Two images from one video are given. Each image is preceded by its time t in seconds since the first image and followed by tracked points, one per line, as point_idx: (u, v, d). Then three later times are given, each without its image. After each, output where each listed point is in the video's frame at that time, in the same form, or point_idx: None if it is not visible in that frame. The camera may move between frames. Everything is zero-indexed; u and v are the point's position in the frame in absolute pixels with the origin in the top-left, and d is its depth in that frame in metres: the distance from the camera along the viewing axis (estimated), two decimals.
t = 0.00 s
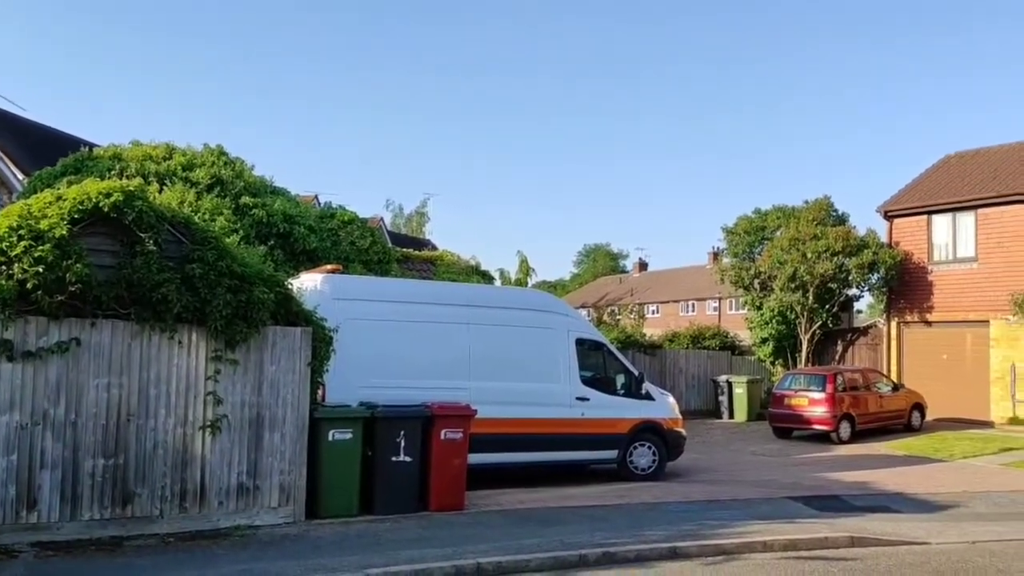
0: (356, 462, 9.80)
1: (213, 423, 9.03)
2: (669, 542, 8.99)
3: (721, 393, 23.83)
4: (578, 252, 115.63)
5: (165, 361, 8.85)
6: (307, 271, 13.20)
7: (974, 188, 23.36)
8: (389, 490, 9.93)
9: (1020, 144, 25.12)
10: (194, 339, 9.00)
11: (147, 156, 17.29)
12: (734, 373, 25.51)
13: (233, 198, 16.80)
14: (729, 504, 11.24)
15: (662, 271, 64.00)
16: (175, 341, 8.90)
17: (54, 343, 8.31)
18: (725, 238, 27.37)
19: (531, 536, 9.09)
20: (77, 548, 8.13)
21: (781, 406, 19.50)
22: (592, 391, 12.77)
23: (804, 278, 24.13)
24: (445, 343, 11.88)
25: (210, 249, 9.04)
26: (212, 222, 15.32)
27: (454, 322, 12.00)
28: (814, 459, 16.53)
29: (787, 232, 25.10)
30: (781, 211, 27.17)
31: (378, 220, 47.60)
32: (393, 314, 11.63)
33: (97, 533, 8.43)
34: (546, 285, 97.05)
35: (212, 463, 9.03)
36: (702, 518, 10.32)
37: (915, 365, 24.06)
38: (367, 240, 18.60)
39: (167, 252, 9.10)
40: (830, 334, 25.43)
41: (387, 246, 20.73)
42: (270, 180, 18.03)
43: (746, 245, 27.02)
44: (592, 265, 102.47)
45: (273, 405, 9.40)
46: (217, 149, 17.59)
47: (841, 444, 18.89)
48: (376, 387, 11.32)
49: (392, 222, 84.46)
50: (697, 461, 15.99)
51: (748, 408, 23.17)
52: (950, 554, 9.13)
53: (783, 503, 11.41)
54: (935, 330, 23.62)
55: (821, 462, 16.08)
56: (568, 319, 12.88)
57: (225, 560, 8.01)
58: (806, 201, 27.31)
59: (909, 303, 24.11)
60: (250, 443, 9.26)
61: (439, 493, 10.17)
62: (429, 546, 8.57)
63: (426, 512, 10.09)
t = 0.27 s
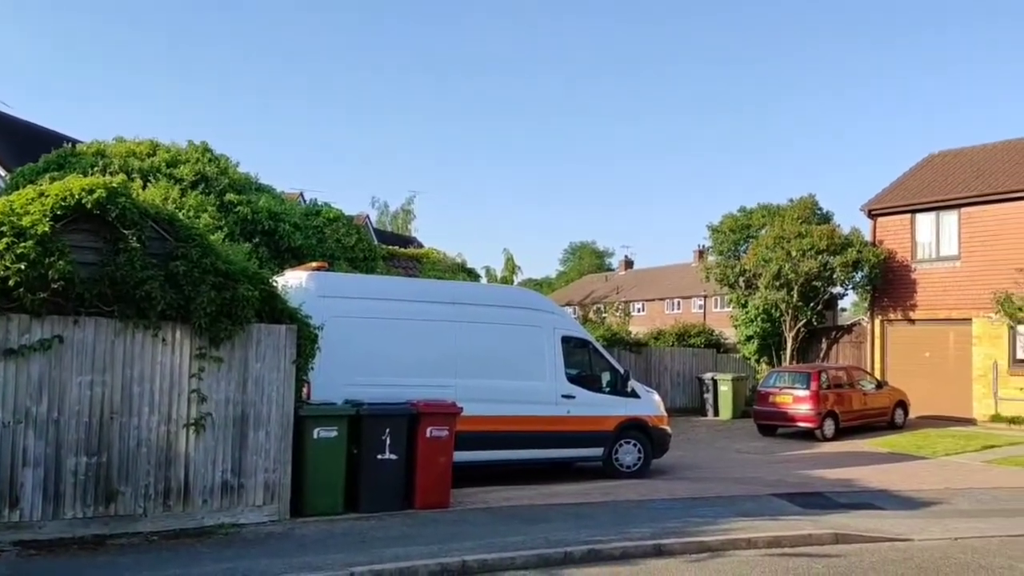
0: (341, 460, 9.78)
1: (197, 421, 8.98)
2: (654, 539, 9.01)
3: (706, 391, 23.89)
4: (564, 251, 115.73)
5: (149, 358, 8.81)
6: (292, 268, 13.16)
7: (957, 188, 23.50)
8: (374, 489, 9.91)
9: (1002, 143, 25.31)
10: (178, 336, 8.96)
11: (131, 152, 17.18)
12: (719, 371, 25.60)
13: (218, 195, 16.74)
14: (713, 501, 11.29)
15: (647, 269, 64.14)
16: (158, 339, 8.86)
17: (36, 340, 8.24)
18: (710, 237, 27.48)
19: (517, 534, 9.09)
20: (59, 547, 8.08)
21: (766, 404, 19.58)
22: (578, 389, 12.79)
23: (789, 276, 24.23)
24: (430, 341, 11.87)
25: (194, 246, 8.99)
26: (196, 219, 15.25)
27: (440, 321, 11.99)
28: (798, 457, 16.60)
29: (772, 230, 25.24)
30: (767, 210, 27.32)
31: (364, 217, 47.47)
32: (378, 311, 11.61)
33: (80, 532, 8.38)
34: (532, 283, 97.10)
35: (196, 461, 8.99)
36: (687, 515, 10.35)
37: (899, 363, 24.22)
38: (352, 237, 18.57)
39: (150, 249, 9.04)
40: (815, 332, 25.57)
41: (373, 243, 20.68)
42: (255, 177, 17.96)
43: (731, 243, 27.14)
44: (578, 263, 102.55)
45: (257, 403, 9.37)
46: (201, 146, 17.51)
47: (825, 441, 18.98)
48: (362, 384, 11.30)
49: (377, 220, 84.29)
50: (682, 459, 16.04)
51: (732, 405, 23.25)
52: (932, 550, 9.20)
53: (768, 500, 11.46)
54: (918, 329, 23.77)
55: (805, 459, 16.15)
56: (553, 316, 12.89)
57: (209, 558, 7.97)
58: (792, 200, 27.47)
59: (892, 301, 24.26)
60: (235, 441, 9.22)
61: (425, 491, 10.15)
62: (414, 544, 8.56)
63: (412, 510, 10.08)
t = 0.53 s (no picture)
0: (326, 458, 9.75)
1: (181, 419, 8.93)
2: (639, 536, 9.03)
3: (691, 389, 23.96)
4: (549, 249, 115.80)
5: (132, 356, 8.75)
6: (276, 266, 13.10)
7: (940, 187, 23.64)
8: (359, 487, 9.89)
9: (985, 143, 25.49)
10: (161, 334, 8.90)
11: (113, 148, 17.05)
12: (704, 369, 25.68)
13: (202, 191, 16.65)
14: (698, 499, 11.32)
15: (633, 267, 64.27)
16: (141, 336, 8.80)
17: (17, 338, 8.17)
18: (695, 234, 27.39)
19: (502, 532, 9.09)
20: (41, 546, 8.02)
21: (750, 402, 19.66)
22: (563, 387, 12.80)
23: (773, 275, 24.32)
24: (415, 339, 11.84)
25: (177, 243, 8.92)
26: (179, 217, 15.16)
27: (425, 319, 11.97)
28: (782, 454, 16.68)
29: (757, 229, 25.31)
30: (751, 208, 27.40)
31: (348, 215, 47.26)
32: (363, 309, 11.57)
33: (62, 531, 8.32)
34: (517, 281, 97.14)
35: (180, 460, 8.94)
36: (672, 513, 10.38)
37: (881, 361, 24.36)
38: (337, 235, 18.51)
39: (133, 247, 8.97)
40: (798, 330, 25.69)
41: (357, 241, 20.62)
42: (239, 174, 17.88)
43: (717, 242, 27.20)
44: (563, 262, 102.65)
45: (241, 401, 9.32)
46: (185, 142, 17.40)
47: (808, 439, 19.07)
48: (346, 383, 11.26)
49: (362, 218, 84.08)
50: (667, 456, 16.08)
51: (717, 403, 23.33)
52: (914, 547, 9.26)
53: (752, 498, 11.51)
54: (901, 327, 23.92)
55: (789, 457, 16.23)
56: (539, 314, 12.90)
57: (193, 557, 7.93)
58: (776, 198, 27.58)
59: (876, 300, 24.40)
60: (218, 440, 9.18)
61: (409, 489, 10.14)
62: (399, 542, 8.54)
63: (397, 508, 10.06)
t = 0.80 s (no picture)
0: (307, 457, 9.71)
1: (161, 417, 8.88)
2: (620, 534, 9.05)
3: (673, 387, 24.04)
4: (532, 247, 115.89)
5: (111, 354, 8.69)
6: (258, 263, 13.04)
7: (919, 187, 23.82)
8: (341, 485, 9.87)
9: (963, 143, 25.72)
10: (141, 332, 8.84)
11: (94, 144, 16.91)
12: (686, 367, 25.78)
13: (182, 188, 16.54)
14: (679, 497, 11.37)
15: (615, 266, 64.42)
16: (121, 334, 8.74)
17: None
18: (678, 233, 27.74)
19: (484, 530, 9.09)
20: (19, 545, 7.95)
21: (732, 400, 19.74)
22: (546, 385, 12.82)
23: (754, 273, 24.44)
24: (397, 337, 11.82)
25: (158, 240, 8.85)
26: (160, 213, 15.06)
27: (407, 316, 11.94)
28: (763, 452, 16.76)
29: (739, 228, 25.42)
30: (733, 207, 27.54)
31: (331, 212, 47.08)
32: (346, 306, 11.54)
33: (40, 530, 8.25)
34: (500, 279, 97.18)
35: (160, 458, 8.89)
36: (653, 511, 10.41)
37: (862, 359, 24.53)
38: (319, 232, 18.44)
39: (113, 244, 8.91)
40: (779, 328, 25.82)
41: (340, 238, 20.54)
42: (220, 171, 17.77)
43: (699, 240, 27.34)
44: (546, 260, 102.76)
45: (222, 399, 9.27)
46: (166, 139, 17.27)
47: (789, 436, 19.18)
48: (328, 380, 11.23)
49: (345, 215, 83.84)
50: (649, 454, 16.13)
51: (699, 401, 23.42)
52: (893, 544, 9.33)
53: (733, 495, 11.56)
54: (881, 326, 24.10)
55: (770, 455, 16.31)
56: (521, 312, 12.90)
57: (172, 556, 7.88)
58: (758, 197, 27.73)
59: (856, 298, 24.56)
60: (199, 438, 9.13)
61: (392, 487, 10.11)
62: (381, 541, 8.53)
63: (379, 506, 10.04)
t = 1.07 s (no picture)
0: (286, 456, 9.67)
1: (138, 416, 8.81)
2: (599, 533, 9.08)
3: (652, 386, 24.12)
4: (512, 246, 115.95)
5: (88, 352, 8.61)
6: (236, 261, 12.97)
7: (897, 187, 24.02)
8: (320, 484, 9.83)
9: (940, 144, 25.96)
10: (118, 330, 8.77)
11: (70, 141, 16.74)
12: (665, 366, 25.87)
13: (161, 185, 16.42)
14: (658, 495, 11.41)
15: (596, 265, 64.58)
16: (98, 332, 8.66)
17: None
18: (658, 233, 27.91)
19: (463, 529, 9.08)
20: None
21: (711, 398, 19.83)
22: (526, 384, 12.82)
23: (733, 273, 24.56)
24: (376, 335, 11.79)
25: (135, 238, 8.78)
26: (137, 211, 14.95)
27: (387, 314, 11.92)
28: (741, 451, 16.85)
29: (718, 227, 25.55)
30: (713, 207, 27.71)
31: (311, 210, 46.82)
32: (325, 304, 11.50)
33: (15, 530, 8.17)
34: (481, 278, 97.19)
35: (137, 457, 8.82)
36: (633, 509, 10.44)
37: (839, 358, 24.71)
38: (299, 230, 18.35)
39: (90, 241, 8.83)
40: (758, 328, 25.97)
41: (319, 237, 20.46)
42: (198, 168, 17.66)
43: (678, 240, 27.52)
44: (526, 259, 102.86)
45: (200, 398, 9.21)
46: (143, 136, 17.12)
47: (767, 435, 19.29)
48: (307, 379, 11.19)
49: (324, 213, 83.54)
50: (628, 452, 16.18)
51: (678, 400, 23.51)
52: (870, 542, 9.41)
53: (712, 494, 11.62)
54: (858, 325, 24.28)
55: (748, 453, 16.40)
56: (501, 312, 12.90)
57: (149, 556, 7.83)
58: (737, 197, 27.93)
59: (834, 298, 24.74)
60: (177, 437, 9.07)
61: (371, 486, 10.09)
62: (359, 540, 8.50)
63: (358, 505, 10.01)
